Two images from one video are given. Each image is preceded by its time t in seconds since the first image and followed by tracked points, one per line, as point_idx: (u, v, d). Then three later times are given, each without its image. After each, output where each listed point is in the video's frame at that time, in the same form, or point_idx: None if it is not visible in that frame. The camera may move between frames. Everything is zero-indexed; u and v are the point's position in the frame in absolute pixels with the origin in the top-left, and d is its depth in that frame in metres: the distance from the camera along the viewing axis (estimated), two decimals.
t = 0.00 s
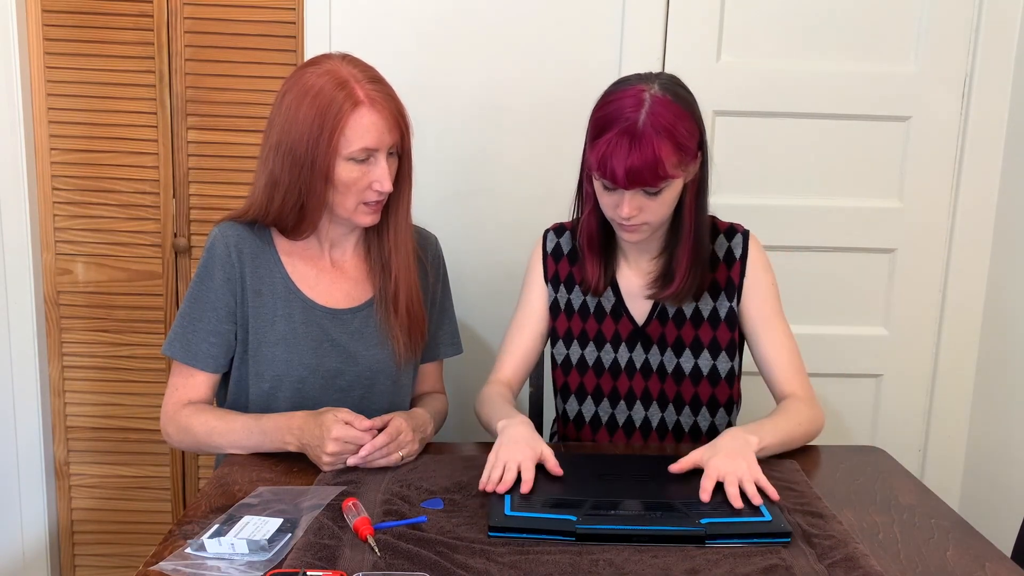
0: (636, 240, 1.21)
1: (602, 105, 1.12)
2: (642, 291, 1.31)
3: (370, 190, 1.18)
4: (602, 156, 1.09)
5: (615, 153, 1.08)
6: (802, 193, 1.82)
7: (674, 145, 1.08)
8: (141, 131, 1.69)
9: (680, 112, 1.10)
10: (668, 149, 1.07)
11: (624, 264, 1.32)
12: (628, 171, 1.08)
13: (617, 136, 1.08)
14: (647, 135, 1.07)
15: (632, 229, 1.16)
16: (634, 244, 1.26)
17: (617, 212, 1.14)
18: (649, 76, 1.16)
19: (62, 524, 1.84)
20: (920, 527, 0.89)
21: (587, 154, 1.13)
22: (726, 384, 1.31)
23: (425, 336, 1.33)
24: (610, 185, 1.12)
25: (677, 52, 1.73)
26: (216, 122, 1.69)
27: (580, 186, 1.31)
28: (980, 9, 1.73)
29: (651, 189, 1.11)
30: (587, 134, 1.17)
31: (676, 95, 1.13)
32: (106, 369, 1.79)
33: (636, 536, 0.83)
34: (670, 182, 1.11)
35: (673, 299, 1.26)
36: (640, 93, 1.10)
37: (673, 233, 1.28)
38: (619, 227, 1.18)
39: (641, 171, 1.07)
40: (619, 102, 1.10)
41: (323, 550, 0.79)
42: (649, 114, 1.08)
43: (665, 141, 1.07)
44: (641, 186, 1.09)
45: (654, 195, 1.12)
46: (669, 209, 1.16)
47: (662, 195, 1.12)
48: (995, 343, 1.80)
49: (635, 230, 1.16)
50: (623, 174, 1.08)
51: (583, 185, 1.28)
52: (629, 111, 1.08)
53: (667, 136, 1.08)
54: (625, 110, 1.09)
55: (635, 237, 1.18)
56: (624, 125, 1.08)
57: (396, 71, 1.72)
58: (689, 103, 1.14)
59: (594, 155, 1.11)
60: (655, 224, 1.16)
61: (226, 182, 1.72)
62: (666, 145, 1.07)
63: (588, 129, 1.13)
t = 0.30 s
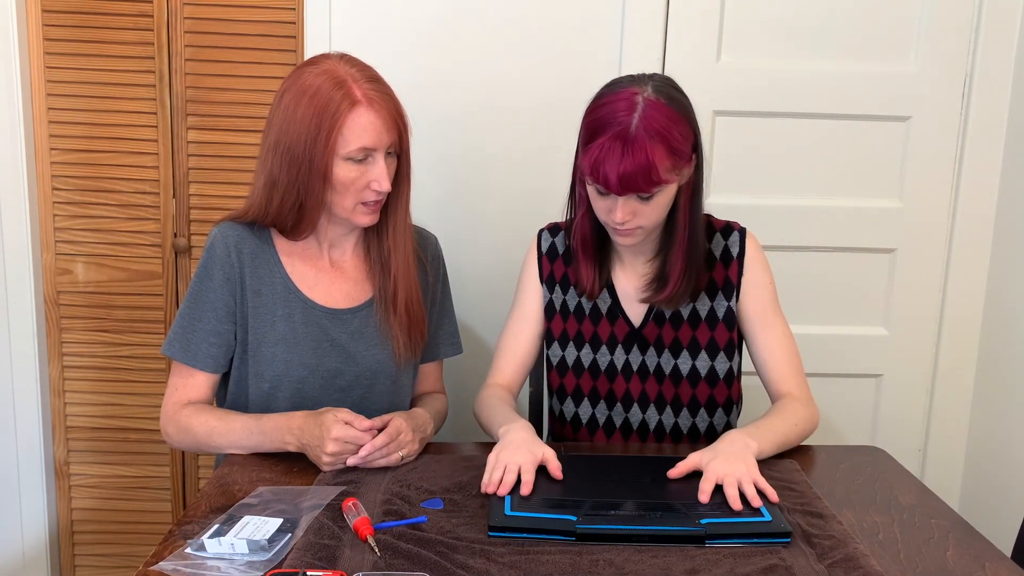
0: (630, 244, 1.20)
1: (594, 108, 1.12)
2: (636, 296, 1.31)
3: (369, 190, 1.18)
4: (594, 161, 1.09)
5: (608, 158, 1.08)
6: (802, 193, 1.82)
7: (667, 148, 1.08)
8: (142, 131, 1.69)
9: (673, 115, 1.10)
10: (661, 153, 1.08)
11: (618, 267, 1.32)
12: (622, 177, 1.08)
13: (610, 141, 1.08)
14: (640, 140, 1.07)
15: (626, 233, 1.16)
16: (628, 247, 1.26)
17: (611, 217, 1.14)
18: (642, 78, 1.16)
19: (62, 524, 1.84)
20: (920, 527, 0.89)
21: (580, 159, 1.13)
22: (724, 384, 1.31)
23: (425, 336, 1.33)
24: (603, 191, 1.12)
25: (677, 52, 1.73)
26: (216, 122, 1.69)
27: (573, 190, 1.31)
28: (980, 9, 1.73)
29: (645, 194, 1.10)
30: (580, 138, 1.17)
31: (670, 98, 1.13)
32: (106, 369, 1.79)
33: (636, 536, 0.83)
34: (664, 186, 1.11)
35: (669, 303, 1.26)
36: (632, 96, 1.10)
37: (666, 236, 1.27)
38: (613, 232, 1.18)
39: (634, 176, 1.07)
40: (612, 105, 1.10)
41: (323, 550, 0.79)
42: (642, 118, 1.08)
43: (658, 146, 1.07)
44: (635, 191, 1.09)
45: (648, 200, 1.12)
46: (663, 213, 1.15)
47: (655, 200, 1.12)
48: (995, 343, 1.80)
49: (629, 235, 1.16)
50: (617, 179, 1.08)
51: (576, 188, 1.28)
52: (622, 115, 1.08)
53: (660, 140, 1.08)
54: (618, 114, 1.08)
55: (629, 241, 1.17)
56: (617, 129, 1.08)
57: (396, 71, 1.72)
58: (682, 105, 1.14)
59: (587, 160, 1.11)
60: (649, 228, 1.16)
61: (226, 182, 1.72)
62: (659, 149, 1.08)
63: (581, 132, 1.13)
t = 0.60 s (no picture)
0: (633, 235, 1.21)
1: (602, 95, 1.13)
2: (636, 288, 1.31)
3: (368, 189, 1.18)
4: (603, 145, 1.10)
5: (616, 141, 1.08)
6: (802, 193, 1.82)
7: (675, 134, 1.09)
8: (141, 131, 1.69)
9: (681, 103, 1.11)
10: (670, 138, 1.09)
11: (621, 261, 1.33)
12: (631, 160, 1.08)
13: (619, 125, 1.09)
14: (649, 124, 1.08)
15: (630, 222, 1.16)
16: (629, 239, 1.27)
17: (616, 204, 1.14)
18: (649, 69, 1.17)
19: (62, 524, 1.84)
20: (920, 527, 0.89)
21: (588, 143, 1.13)
22: (725, 381, 1.31)
23: (426, 336, 1.33)
24: (611, 175, 1.12)
25: (677, 52, 1.73)
26: (216, 122, 1.69)
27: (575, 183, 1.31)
28: (980, 9, 1.73)
29: (651, 178, 1.11)
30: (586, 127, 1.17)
31: (677, 86, 1.14)
32: (106, 369, 1.79)
33: (636, 536, 0.83)
34: (671, 172, 1.11)
35: (672, 293, 1.27)
36: (640, 83, 1.11)
37: (668, 231, 1.28)
38: (615, 220, 1.18)
39: (643, 160, 1.08)
40: (619, 92, 1.11)
41: (323, 550, 0.79)
42: (651, 103, 1.09)
43: (667, 131, 1.08)
44: (643, 175, 1.10)
45: (654, 185, 1.12)
46: (668, 203, 1.16)
47: (661, 186, 1.13)
48: (995, 343, 1.80)
49: (633, 223, 1.16)
50: (626, 162, 1.08)
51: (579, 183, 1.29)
52: (631, 101, 1.09)
53: (669, 126, 1.09)
54: (626, 100, 1.09)
55: (632, 230, 1.17)
56: (625, 114, 1.08)
57: (396, 71, 1.72)
58: (689, 95, 1.15)
59: (595, 144, 1.11)
60: (653, 218, 1.16)
61: (226, 182, 1.72)
62: (668, 134, 1.08)
63: (588, 119, 1.14)
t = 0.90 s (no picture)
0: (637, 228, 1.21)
1: (610, 86, 1.15)
2: (645, 284, 1.31)
3: (363, 190, 1.18)
4: (613, 129, 1.10)
5: (627, 125, 1.10)
6: (803, 193, 1.82)
7: (683, 120, 1.11)
8: (141, 131, 1.69)
9: (689, 93, 1.13)
10: (678, 123, 1.10)
11: (624, 259, 1.32)
12: (641, 143, 1.09)
13: (628, 110, 1.10)
14: (659, 109, 1.09)
15: (637, 211, 1.16)
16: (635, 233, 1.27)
17: (623, 192, 1.15)
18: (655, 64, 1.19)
19: (62, 524, 1.84)
20: (920, 527, 0.89)
21: (596, 130, 1.14)
22: (726, 379, 1.32)
23: (426, 336, 1.33)
24: (619, 161, 1.13)
25: (677, 52, 1.73)
26: (216, 122, 1.69)
27: (579, 179, 1.32)
28: (981, 9, 1.73)
29: (659, 164, 1.12)
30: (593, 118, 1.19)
31: (683, 78, 1.16)
32: (106, 369, 1.79)
33: (636, 536, 0.83)
34: (678, 159, 1.13)
35: (682, 288, 1.27)
36: (649, 72, 1.13)
37: (674, 226, 1.29)
38: (622, 211, 1.18)
39: (653, 143, 1.09)
40: (628, 81, 1.12)
41: (323, 550, 0.79)
42: (659, 89, 1.11)
43: (676, 116, 1.10)
44: (652, 159, 1.11)
45: (662, 172, 1.13)
46: (674, 193, 1.17)
47: (669, 173, 1.14)
48: (995, 343, 1.80)
49: (639, 213, 1.16)
50: (636, 145, 1.09)
51: (584, 180, 1.29)
52: (640, 87, 1.11)
53: (677, 112, 1.10)
54: (635, 87, 1.11)
55: (638, 221, 1.17)
56: (635, 99, 1.10)
57: (396, 71, 1.72)
58: (695, 88, 1.17)
59: (605, 128, 1.12)
60: (659, 209, 1.17)
61: (226, 182, 1.72)
62: (677, 119, 1.10)
63: (597, 108, 1.15)
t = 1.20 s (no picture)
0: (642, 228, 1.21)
1: (614, 86, 1.15)
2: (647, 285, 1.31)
3: (362, 190, 1.18)
4: (619, 130, 1.10)
5: (633, 126, 1.09)
6: (803, 193, 1.82)
7: (689, 119, 1.11)
8: (141, 131, 1.69)
9: (694, 93, 1.14)
10: (685, 123, 1.10)
11: (629, 259, 1.32)
12: (648, 144, 1.09)
13: (634, 110, 1.10)
14: (665, 109, 1.09)
15: (642, 212, 1.16)
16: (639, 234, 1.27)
17: (629, 193, 1.15)
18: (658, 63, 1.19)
19: (62, 524, 1.84)
20: (920, 527, 0.89)
21: (602, 130, 1.14)
22: (729, 379, 1.32)
23: (426, 336, 1.33)
24: (625, 161, 1.13)
25: (676, 52, 1.73)
26: (216, 122, 1.69)
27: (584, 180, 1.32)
28: (981, 9, 1.73)
29: (665, 165, 1.12)
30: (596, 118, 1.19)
31: (686, 77, 1.17)
32: (106, 369, 1.79)
33: (636, 536, 0.83)
34: (684, 159, 1.13)
35: (677, 289, 1.27)
36: (653, 72, 1.13)
37: (675, 226, 1.29)
38: (626, 212, 1.18)
39: (660, 143, 1.09)
40: (632, 81, 1.12)
41: (323, 550, 0.79)
42: (665, 89, 1.11)
43: (682, 116, 1.10)
44: (659, 160, 1.11)
45: (667, 172, 1.14)
46: (679, 194, 1.17)
47: (674, 174, 1.14)
48: (995, 343, 1.80)
49: (644, 214, 1.16)
50: (643, 146, 1.09)
51: (589, 179, 1.30)
52: (645, 88, 1.11)
53: (683, 111, 1.11)
54: (640, 87, 1.11)
55: (643, 222, 1.17)
56: (640, 100, 1.10)
57: (397, 71, 1.72)
58: (699, 88, 1.18)
59: (611, 128, 1.12)
60: (664, 209, 1.17)
61: (226, 182, 1.72)
62: (683, 119, 1.10)
63: (601, 109, 1.15)
